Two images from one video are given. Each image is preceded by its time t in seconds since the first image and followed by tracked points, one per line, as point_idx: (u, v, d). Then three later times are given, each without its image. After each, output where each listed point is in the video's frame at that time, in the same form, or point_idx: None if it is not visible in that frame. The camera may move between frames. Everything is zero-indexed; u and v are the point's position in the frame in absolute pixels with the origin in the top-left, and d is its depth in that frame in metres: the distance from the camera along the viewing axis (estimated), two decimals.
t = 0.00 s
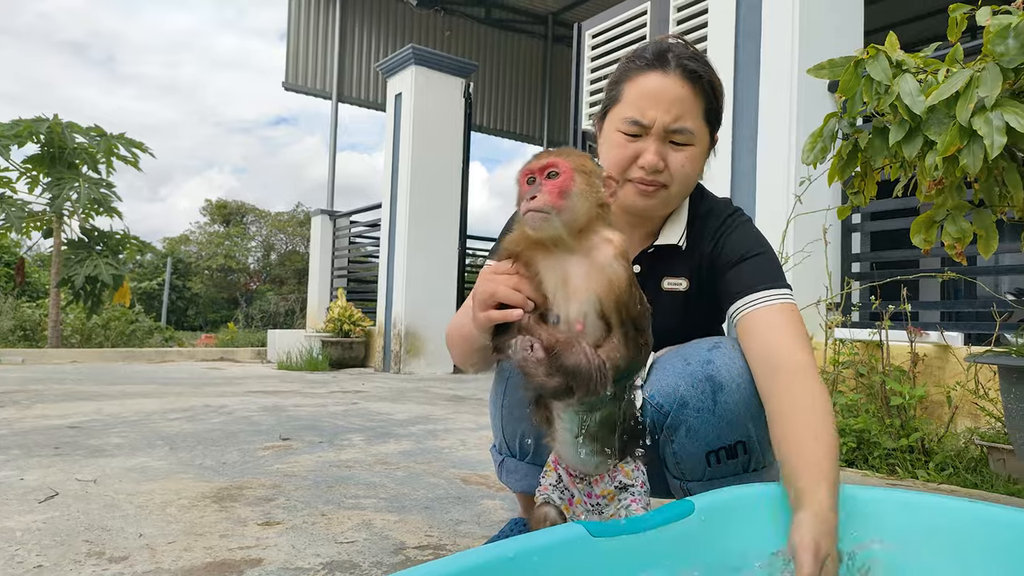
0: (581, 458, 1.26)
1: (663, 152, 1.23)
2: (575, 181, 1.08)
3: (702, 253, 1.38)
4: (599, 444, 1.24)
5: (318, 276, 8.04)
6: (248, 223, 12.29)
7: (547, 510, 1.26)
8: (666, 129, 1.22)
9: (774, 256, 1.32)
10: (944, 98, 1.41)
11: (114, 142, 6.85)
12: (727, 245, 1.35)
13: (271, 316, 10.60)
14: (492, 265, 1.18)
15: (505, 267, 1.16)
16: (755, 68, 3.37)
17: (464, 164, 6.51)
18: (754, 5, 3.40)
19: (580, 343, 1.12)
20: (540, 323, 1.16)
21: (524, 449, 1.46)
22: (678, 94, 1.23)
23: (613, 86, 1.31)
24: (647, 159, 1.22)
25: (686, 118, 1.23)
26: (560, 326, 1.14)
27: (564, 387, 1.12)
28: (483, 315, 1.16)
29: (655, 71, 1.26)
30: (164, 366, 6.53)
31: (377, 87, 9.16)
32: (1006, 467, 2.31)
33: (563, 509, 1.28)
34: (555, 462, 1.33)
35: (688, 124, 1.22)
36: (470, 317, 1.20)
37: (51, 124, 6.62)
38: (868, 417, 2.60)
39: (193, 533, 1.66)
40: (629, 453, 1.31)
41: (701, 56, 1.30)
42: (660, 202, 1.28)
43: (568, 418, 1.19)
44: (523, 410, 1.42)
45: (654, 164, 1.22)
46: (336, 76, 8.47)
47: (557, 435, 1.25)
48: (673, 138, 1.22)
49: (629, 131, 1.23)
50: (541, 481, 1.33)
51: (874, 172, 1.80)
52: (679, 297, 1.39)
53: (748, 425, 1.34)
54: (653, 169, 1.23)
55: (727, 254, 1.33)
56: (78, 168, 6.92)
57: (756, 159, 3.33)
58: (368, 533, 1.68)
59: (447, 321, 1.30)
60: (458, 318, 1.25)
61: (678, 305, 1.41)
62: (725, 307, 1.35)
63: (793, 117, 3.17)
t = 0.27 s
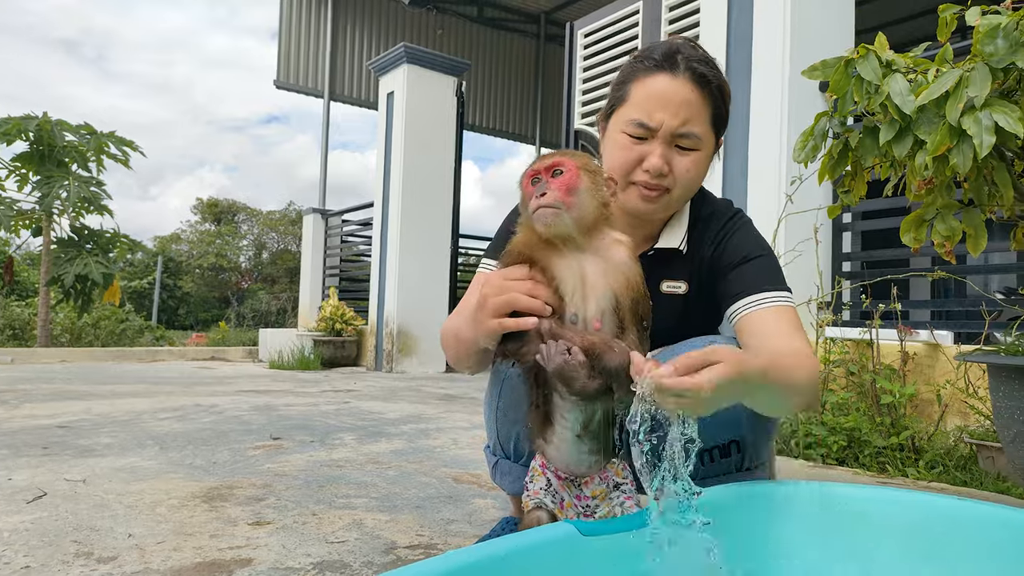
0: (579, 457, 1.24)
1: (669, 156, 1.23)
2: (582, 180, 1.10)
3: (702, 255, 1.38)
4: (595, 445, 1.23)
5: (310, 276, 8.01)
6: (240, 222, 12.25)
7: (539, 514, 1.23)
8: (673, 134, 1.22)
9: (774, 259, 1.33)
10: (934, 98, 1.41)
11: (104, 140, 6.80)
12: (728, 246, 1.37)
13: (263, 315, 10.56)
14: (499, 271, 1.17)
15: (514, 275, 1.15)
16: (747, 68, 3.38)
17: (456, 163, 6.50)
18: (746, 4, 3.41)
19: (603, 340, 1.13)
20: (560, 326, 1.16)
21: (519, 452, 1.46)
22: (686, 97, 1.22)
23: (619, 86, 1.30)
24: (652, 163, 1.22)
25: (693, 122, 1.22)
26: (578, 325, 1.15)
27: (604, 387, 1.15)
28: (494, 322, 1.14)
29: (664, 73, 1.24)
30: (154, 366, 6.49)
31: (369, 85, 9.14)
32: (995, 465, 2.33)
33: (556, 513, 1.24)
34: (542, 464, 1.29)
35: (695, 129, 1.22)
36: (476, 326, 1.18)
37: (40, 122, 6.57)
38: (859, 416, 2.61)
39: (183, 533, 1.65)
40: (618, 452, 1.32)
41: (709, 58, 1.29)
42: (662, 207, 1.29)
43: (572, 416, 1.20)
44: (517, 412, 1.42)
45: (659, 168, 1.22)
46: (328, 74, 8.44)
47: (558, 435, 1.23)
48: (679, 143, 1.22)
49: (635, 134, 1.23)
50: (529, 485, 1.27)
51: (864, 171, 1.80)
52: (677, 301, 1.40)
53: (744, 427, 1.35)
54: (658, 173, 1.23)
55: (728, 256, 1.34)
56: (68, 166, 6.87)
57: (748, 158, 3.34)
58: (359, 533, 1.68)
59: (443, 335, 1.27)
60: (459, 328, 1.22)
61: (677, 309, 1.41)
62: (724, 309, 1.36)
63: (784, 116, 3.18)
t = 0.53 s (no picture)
0: (573, 456, 1.24)
1: (668, 149, 1.22)
2: (568, 176, 1.08)
3: (700, 247, 1.39)
4: (589, 441, 1.23)
5: (305, 274, 7.99)
6: (234, 220, 12.24)
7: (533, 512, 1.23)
8: (673, 126, 1.22)
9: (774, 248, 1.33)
10: (926, 92, 1.41)
11: (97, 139, 6.77)
12: (726, 237, 1.37)
13: (258, 314, 10.55)
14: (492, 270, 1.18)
15: (508, 273, 1.15)
16: (741, 64, 3.38)
17: (451, 160, 6.50)
18: None
19: (594, 344, 1.10)
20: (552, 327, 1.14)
21: (513, 451, 1.45)
22: (686, 90, 1.22)
23: (618, 80, 1.31)
24: (652, 156, 1.22)
25: (693, 114, 1.22)
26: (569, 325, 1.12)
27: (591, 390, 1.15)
28: (487, 320, 1.17)
29: (664, 66, 1.25)
30: (149, 366, 6.48)
31: (363, 83, 9.12)
32: (989, 459, 2.34)
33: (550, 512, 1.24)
34: (537, 464, 1.29)
35: (695, 121, 1.22)
36: (470, 324, 1.21)
37: (32, 121, 6.53)
38: (853, 411, 2.62)
39: (177, 533, 1.64)
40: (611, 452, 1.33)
41: (709, 53, 1.30)
42: (661, 202, 1.28)
43: (566, 416, 1.19)
44: (512, 412, 1.42)
45: (658, 160, 1.22)
46: (321, 72, 8.42)
47: (552, 435, 1.22)
48: (678, 135, 1.22)
49: (634, 127, 1.23)
50: (524, 483, 1.29)
51: (857, 167, 1.80)
52: (675, 296, 1.40)
53: (740, 424, 1.34)
54: (657, 166, 1.23)
55: (727, 247, 1.35)
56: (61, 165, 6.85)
57: (742, 155, 3.34)
58: (353, 531, 1.67)
59: (441, 332, 1.31)
60: (455, 325, 1.25)
61: (676, 302, 1.42)
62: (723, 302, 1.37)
63: (778, 112, 3.18)
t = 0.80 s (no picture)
0: (581, 455, 1.24)
1: (675, 149, 1.22)
2: (579, 176, 1.09)
3: (702, 254, 1.39)
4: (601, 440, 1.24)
5: (304, 272, 7.99)
6: (233, 218, 12.24)
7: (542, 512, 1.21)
8: (679, 126, 1.22)
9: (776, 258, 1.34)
10: (925, 89, 1.41)
11: (95, 138, 6.76)
12: (728, 244, 1.37)
13: (257, 312, 10.55)
14: (504, 272, 1.17)
15: (523, 275, 1.15)
16: (740, 61, 3.37)
17: (450, 158, 6.49)
18: None
19: (613, 342, 1.15)
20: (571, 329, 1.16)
21: (515, 449, 1.45)
22: (691, 89, 1.22)
23: (622, 80, 1.31)
24: (658, 155, 1.22)
25: (699, 114, 1.22)
26: (586, 323, 1.17)
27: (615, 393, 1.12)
28: (504, 323, 1.15)
29: (669, 65, 1.25)
30: (149, 364, 6.48)
31: (361, 81, 9.12)
32: (988, 456, 2.34)
33: (559, 510, 1.23)
34: (544, 461, 1.27)
35: (700, 121, 1.22)
36: (483, 327, 1.19)
37: (31, 120, 6.52)
38: (852, 408, 2.62)
39: (177, 532, 1.64)
40: (621, 451, 1.31)
41: (713, 52, 1.30)
42: (668, 203, 1.29)
43: (578, 414, 1.20)
44: (515, 410, 1.41)
45: (665, 160, 1.22)
46: (320, 70, 8.42)
47: (561, 432, 1.24)
48: (684, 135, 1.22)
49: (640, 126, 1.22)
50: (532, 482, 1.25)
51: (856, 164, 1.80)
52: (676, 297, 1.41)
53: (741, 418, 1.34)
54: (664, 166, 1.23)
55: (728, 257, 1.35)
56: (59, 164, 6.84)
57: (741, 152, 3.34)
58: (353, 530, 1.67)
59: (449, 336, 1.30)
60: (464, 329, 1.24)
61: (676, 304, 1.43)
62: (723, 306, 1.37)
63: (777, 109, 3.18)
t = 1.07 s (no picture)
0: (587, 456, 1.24)
1: (684, 155, 1.22)
2: (589, 180, 1.10)
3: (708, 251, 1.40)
4: (607, 442, 1.24)
5: (305, 273, 7.99)
6: (234, 220, 12.26)
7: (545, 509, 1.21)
8: (689, 131, 1.22)
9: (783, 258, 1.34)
10: (926, 89, 1.41)
11: (97, 140, 6.77)
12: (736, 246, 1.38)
13: (259, 313, 10.56)
14: (515, 276, 1.17)
15: (534, 279, 1.15)
16: (741, 62, 3.37)
17: (451, 159, 6.49)
18: None
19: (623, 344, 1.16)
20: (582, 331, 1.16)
21: (518, 454, 1.45)
22: (702, 95, 1.23)
23: (633, 83, 1.31)
24: (667, 161, 1.21)
25: (709, 120, 1.23)
26: (598, 327, 1.17)
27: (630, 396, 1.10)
28: (516, 328, 1.14)
29: (680, 70, 1.25)
30: (150, 366, 6.49)
31: (362, 82, 9.13)
32: (990, 456, 2.35)
33: (563, 508, 1.23)
34: (545, 461, 1.27)
35: (711, 127, 1.22)
36: (494, 331, 1.18)
37: (32, 121, 6.53)
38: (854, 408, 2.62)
39: (179, 533, 1.64)
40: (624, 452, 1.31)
41: (724, 57, 1.31)
42: (676, 207, 1.28)
43: (586, 416, 1.21)
44: (519, 414, 1.41)
45: (674, 166, 1.21)
46: (321, 71, 8.42)
47: (567, 435, 1.23)
48: (694, 141, 1.22)
49: (650, 131, 1.22)
50: (534, 481, 1.25)
51: (857, 165, 1.80)
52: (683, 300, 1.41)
53: (745, 423, 1.35)
54: (673, 172, 1.22)
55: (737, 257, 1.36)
56: (61, 166, 6.85)
57: (742, 153, 3.34)
58: (355, 531, 1.68)
59: (457, 339, 1.29)
60: (474, 333, 1.23)
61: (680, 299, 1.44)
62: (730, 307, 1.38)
63: (778, 109, 3.17)
